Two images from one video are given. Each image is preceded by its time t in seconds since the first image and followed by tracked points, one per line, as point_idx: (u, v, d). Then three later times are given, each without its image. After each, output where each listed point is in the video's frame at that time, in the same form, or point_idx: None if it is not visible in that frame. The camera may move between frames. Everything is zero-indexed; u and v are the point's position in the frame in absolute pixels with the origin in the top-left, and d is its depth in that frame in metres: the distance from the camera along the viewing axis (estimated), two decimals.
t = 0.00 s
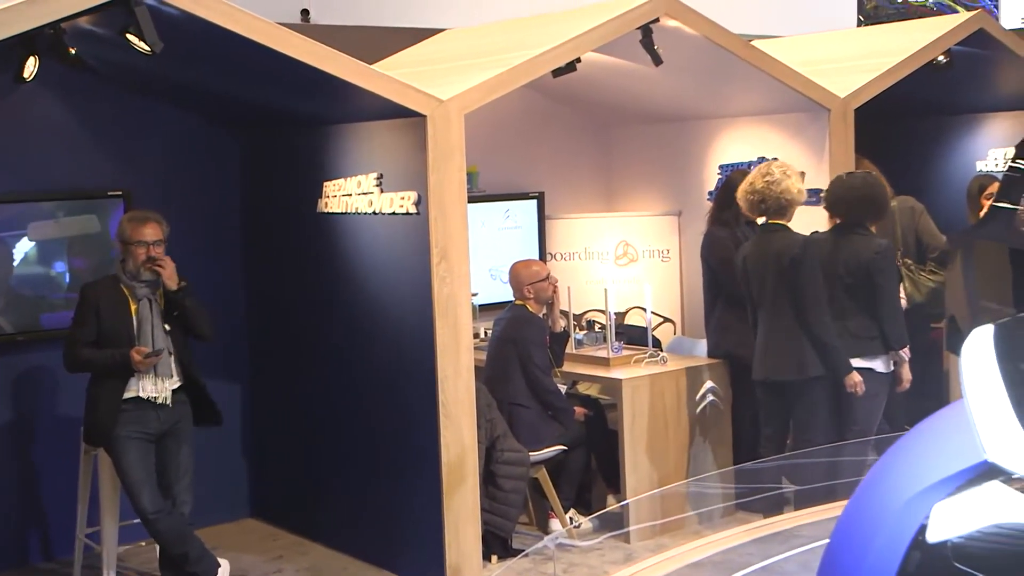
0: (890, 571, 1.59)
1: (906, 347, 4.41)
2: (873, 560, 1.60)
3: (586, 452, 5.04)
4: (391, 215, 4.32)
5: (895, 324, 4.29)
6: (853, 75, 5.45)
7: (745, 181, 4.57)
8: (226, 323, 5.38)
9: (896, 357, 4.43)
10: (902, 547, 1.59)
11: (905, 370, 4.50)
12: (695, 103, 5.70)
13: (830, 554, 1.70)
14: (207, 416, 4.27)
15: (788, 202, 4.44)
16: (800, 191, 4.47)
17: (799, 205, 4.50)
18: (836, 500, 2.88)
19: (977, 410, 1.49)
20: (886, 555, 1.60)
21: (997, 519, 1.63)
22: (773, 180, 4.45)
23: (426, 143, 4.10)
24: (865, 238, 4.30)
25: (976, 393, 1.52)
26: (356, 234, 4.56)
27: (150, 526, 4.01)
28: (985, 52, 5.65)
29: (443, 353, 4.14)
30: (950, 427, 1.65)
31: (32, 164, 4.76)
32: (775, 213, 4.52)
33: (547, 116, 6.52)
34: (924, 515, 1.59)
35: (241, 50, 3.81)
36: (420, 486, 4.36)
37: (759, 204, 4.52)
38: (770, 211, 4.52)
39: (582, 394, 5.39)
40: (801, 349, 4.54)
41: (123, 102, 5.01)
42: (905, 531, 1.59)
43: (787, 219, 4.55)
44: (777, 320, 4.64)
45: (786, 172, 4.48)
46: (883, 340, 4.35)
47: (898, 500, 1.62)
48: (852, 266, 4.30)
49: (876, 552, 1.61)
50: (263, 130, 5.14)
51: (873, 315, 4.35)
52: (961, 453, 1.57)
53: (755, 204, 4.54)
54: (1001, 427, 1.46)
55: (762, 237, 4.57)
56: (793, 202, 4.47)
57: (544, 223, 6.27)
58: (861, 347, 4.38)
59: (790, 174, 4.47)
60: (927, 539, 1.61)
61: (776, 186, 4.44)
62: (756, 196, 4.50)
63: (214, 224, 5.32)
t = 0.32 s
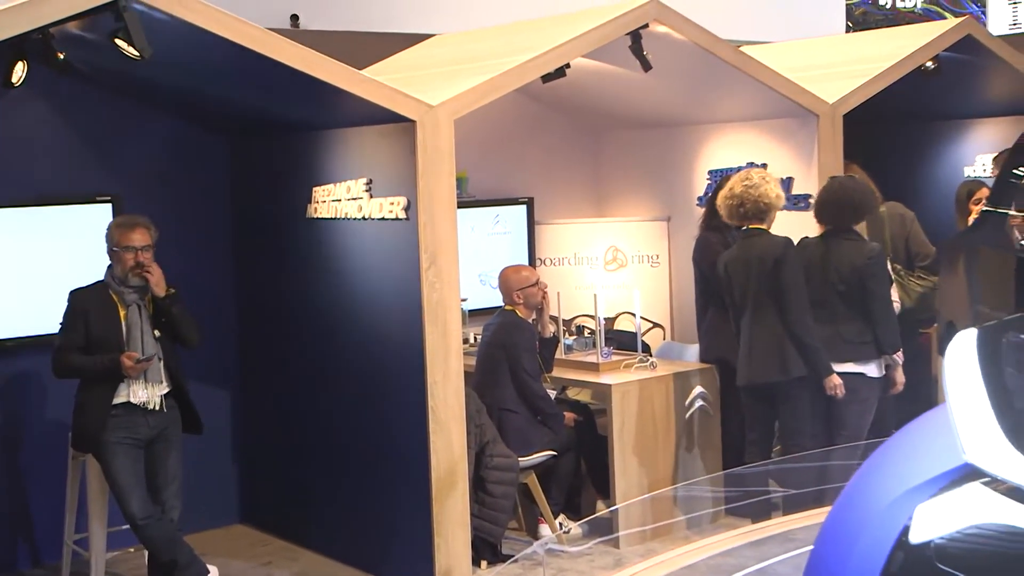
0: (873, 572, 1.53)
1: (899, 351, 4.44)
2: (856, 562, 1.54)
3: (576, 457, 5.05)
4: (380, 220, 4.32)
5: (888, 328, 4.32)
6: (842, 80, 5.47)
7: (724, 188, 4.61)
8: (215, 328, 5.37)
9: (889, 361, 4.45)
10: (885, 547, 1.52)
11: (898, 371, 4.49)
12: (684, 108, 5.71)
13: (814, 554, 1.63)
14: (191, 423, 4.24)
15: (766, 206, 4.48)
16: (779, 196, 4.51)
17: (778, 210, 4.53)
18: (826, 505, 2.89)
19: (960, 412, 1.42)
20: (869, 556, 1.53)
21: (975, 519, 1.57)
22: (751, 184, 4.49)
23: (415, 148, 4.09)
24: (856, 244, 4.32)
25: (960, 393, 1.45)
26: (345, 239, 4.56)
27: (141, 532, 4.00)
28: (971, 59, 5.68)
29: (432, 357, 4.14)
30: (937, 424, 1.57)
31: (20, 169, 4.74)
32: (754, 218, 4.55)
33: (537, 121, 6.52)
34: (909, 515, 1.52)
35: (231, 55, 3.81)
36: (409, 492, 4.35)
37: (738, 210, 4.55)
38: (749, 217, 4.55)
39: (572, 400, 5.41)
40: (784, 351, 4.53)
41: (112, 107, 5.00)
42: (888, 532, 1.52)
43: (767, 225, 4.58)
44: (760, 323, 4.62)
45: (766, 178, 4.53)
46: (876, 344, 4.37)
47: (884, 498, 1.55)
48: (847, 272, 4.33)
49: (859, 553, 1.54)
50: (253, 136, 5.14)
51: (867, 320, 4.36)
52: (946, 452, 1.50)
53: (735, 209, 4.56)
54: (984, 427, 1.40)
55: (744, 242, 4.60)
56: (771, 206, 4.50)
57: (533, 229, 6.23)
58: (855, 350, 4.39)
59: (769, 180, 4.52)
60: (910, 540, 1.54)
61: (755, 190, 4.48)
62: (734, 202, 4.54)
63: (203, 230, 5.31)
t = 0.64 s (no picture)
0: (856, 573, 1.47)
1: (885, 355, 4.43)
2: (839, 564, 1.48)
3: (564, 461, 5.03)
4: (368, 224, 4.32)
5: (872, 330, 4.32)
6: (828, 85, 5.48)
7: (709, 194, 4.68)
8: (202, 332, 5.36)
9: (875, 365, 4.45)
10: (868, 548, 1.46)
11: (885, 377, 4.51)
12: (671, 112, 5.73)
13: (798, 554, 1.57)
14: (179, 428, 4.22)
15: (744, 211, 4.53)
16: (759, 201, 4.55)
17: (759, 216, 4.57)
18: (813, 508, 2.87)
19: (938, 412, 1.41)
20: (852, 557, 1.47)
21: (958, 517, 1.44)
22: (730, 189, 4.55)
23: (403, 152, 4.09)
24: (839, 248, 4.33)
25: (939, 393, 1.43)
26: (333, 243, 4.55)
27: (126, 537, 3.98)
28: (957, 64, 5.71)
29: (419, 361, 4.13)
30: (922, 424, 1.51)
31: (6, 172, 4.72)
32: (736, 223, 4.60)
33: (525, 125, 6.53)
34: (892, 515, 1.45)
35: (219, 59, 3.80)
36: (397, 496, 4.35)
37: (720, 215, 4.61)
38: (731, 221, 4.60)
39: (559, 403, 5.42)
40: (770, 351, 4.54)
41: (99, 111, 4.99)
42: (872, 531, 1.46)
43: (752, 229, 4.61)
44: (745, 323, 4.63)
45: (746, 183, 4.58)
46: (860, 347, 4.39)
47: (867, 497, 1.48)
48: (832, 277, 4.33)
49: (843, 553, 1.48)
50: (240, 139, 5.13)
51: (850, 322, 4.37)
52: (930, 451, 1.44)
53: (717, 215, 4.62)
54: (962, 427, 1.38)
55: (731, 243, 4.62)
56: (752, 211, 4.55)
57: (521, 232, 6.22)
58: (839, 355, 4.42)
59: (750, 185, 4.57)
60: (892, 539, 1.46)
61: (733, 195, 4.54)
62: (716, 207, 4.61)
63: (191, 233, 5.30)
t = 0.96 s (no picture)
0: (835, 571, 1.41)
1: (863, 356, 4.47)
2: (819, 562, 1.43)
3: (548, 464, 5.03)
4: (352, 226, 4.31)
5: (852, 333, 4.34)
6: (812, 87, 5.51)
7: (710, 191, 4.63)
8: (186, 334, 5.34)
9: (854, 366, 4.49)
10: (846, 546, 1.41)
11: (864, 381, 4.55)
12: (656, 114, 5.74)
13: (780, 551, 1.54)
14: (162, 433, 4.21)
15: (742, 220, 4.51)
16: (759, 207, 4.51)
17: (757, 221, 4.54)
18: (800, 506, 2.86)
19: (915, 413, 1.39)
20: (831, 555, 1.42)
21: (933, 515, 1.34)
22: (729, 196, 4.49)
23: (387, 154, 4.09)
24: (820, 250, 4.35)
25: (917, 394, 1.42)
26: (317, 245, 4.54)
27: (109, 541, 3.97)
28: (939, 67, 5.74)
29: (404, 362, 4.13)
30: (902, 423, 1.50)
31: None
32: (735, 225, 4.58)
33: (510, 127, 6.53)
34: (872, 512, 1.40)
35: (202, 61, 3.80)
36: (381, 499, 4.34)
37: (718, 218, 4.59)
38: (730, 224, 4.58)
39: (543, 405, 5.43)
40: (748, 352, 4.57)
41: (82, 112, 4.97)
42: (851, 528, 1.41)
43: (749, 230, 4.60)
44: (728, 326, 4.64)
45: (746, 188, 4.50)
46: (840, 350, 4.40)
47: (849, 493, 1.44)
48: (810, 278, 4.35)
49: (823, 551, 1.43)
50: (224, 141, 5.12)
51: (829, 325, 4.41)
52: (910, 449, 1.40)
53: (716, 216, 4.60)
54: (938, 426, 1.37)
55: (719, 246, 4.60)
56: (749, 218, 4.52)
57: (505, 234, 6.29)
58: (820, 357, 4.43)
59: (750, 190, 4.50)
60: (869, 536, 1.39)
61: (732, 203, 4.49)
62: (714, 211, 4.58)
63: (175, 235, 5.28)
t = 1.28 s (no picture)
0: (813, 568, 1.42)
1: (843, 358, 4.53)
2: (797, 559, 1.44)
3: (532, 465, 5.03)
4: (335, 228, 4.30)
5: (834, 335, 4.38)
6: (794, 88, 5.52)
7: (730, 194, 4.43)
8: (169, 335, 5.32)
9: (836, 367, 4.53)
10: (825, 542, 1.41)
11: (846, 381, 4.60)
12: (638, 116, 5.76)
13: (760, 549, 1.53)
14: (144, 436, 4.19)
15: (757, 225, 4.33)
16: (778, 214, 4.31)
17: (774, 229, 4.36)
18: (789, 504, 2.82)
19: (893, 413, 1.41)
20: (809, 552, 1.42)
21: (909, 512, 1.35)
22: (746, 201, 4.32)
23: (371, 155, 4.08)
24: (802, 250, 4.33)
25: (895, 395, 1.44)
26: (300, 247, 4.54)
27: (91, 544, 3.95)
28: (921, 69, 5.76)
29: (388, 363, 4.12)
30: (880, 421, 1.52)
31: None
32: (751, 231, 4.40)
33: (494, 128, 6.54)
34: (849, 509, 1.41)
35: (184, 62, 3.78)
36: (366, 500, 4.34)
37: (734, 222, 4.43)
38: (747, 229, 4.40)
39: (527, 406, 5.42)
40: (743, 358, 4.52)
41: (65, 114, 4.95)
42: (829, 525, 1.41)
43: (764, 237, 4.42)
44: (724, 331, 4.61)
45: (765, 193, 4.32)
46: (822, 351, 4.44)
47: (829, 490, 1.45)
48: (789, 279, 4.33)
49: (802, 547, 1.44)
50: (207, 142, 5.11)
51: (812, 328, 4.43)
52: (889, 447, 1.41)
53: (733, 219, 4.43)
54: (915, 424, 1.38)
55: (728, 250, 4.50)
56: (766, 225, 4.34)
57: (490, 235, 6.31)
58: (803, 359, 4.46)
59: (769, 195, 4.31)
60: (847, 534, 1.40)
61: (748, 208, 4.31)
62: (731, 215, 4.41)
63: (157, 237, 5.26)
